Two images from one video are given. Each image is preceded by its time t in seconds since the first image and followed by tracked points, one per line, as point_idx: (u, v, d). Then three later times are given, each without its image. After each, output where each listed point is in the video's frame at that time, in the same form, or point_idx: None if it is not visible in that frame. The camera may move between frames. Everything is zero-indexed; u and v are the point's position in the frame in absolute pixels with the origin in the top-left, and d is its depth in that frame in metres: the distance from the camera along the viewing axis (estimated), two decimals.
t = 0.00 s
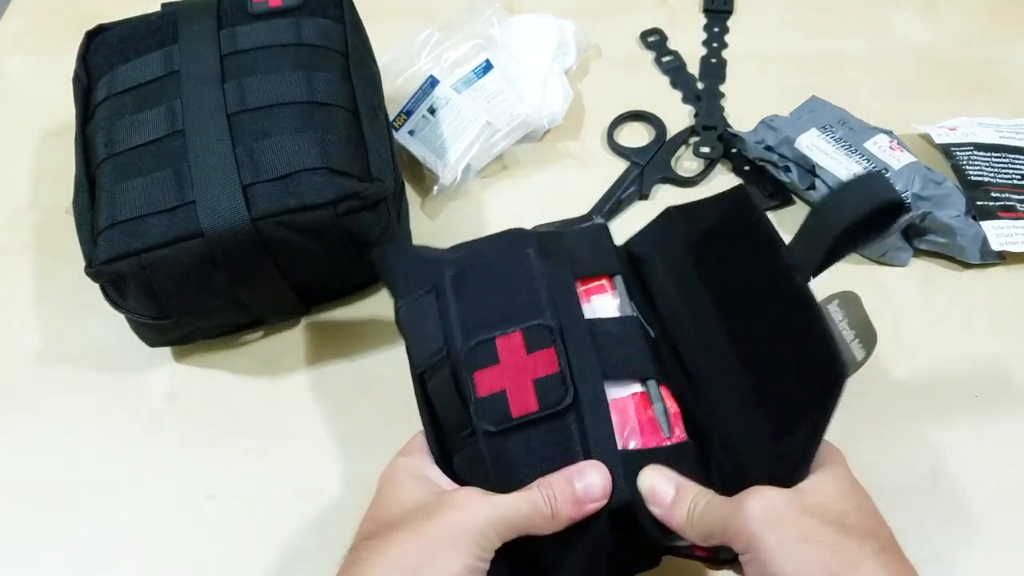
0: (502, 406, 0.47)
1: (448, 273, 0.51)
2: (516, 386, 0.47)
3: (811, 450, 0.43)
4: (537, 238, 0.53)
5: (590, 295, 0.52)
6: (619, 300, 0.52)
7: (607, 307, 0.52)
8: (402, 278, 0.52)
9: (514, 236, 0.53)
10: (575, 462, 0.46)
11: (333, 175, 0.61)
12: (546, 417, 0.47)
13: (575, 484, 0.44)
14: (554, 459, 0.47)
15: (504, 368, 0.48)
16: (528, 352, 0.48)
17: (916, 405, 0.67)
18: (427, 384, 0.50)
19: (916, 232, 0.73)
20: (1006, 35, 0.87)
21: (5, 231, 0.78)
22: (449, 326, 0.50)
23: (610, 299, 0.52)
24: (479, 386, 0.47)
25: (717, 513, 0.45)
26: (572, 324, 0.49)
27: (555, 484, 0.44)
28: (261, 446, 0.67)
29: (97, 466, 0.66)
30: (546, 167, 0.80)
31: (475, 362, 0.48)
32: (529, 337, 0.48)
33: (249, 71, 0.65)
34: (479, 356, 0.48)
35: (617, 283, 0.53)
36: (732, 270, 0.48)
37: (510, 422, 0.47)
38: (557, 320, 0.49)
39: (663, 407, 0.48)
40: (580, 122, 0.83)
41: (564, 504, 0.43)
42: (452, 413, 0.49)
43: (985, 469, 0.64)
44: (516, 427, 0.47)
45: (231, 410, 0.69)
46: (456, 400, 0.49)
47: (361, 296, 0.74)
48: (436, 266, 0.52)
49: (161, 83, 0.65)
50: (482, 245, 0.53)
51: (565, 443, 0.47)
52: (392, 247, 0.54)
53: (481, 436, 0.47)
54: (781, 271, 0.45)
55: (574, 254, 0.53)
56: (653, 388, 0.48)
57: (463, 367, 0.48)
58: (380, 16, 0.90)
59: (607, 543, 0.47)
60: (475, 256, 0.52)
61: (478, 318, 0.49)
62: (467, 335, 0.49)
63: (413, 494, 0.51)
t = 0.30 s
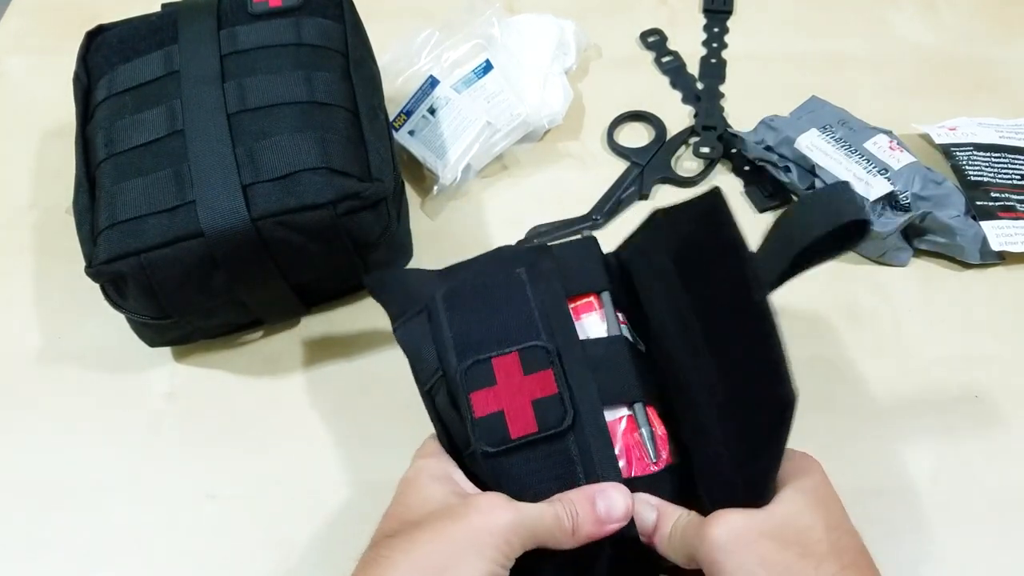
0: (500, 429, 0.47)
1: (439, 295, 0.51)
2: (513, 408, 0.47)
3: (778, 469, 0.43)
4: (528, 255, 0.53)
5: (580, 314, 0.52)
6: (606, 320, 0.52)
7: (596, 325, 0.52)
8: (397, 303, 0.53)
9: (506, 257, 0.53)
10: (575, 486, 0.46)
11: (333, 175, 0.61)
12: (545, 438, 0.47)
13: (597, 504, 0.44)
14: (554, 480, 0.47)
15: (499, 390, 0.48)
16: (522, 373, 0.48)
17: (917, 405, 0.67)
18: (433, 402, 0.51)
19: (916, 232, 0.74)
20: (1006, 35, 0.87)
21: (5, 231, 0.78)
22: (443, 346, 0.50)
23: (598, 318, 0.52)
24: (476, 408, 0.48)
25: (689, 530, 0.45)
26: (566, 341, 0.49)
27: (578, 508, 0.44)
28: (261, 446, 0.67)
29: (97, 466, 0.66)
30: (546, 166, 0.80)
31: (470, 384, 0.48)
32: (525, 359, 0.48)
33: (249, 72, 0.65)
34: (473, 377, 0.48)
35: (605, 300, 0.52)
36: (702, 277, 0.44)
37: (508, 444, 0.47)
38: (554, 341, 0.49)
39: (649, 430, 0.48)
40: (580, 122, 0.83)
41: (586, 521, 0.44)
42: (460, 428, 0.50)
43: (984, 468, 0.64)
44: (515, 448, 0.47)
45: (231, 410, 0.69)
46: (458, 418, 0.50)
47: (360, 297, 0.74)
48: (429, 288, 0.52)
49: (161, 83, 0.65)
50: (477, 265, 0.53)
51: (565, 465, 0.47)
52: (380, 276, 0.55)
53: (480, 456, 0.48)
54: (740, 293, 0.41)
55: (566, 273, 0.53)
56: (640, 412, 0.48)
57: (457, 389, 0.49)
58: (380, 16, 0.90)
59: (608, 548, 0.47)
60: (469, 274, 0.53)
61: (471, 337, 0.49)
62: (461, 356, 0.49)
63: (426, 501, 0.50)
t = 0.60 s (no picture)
0: (508, 417, 0.46)
1: (440, 276, 0.49)
2: (520, 396, 0.47)
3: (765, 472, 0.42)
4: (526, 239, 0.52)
5: (583, 303, 0.52)
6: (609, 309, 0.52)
7: (599, 315, 0.51)
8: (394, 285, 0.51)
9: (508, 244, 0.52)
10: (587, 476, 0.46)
11: (333, 175, 0.61)
12: (554, 426, 0.46)
13: (615, 497, 0.44)
14: (563, 470, 0.47)
15: (506, 378, 0.47)
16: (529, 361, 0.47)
17: (916, 405, 0.67)
18: (434, 389, 0.50)
19: (916, 232, 0.74)
20: (1006, 34, 0.87)
21: (5, 231, 0.78)
22: (445, 332, 0.48)
23: (600, 308, 0.52)
24: (481, 395, 0.47)
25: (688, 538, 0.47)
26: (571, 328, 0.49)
27: (595, 492, 0.44)
28: (262, 446, 0.67)
29: (97, 466, 0.66)
30: (546, 167, 0.80)
31: (477, 370, 0.47)
32: (533, 346, 0.48)
33: (248, 71, 0.65)
34: (479, 363, 0.47)
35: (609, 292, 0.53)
36: (688, 268, 0.44)
37: (517, 432, 0.46)
38: (560, 327, 0.48)
39: (655, 424, 0.49)
40: (580, 122, 0.83)
41: (603, 513, 0.43)
42: (460, 416, 0.49)
43: (984, 468, 0.64)
44: (523, 436, 0.46)
45: (232, 410, 0.69)
46: (458, 406, 0.49)
47: (359, 297, 0.74)
48: (430, 268, 0.51)
49: (161, 83, 0.65)
50: (475, 250, 0.52)
51: (574, 454, 0.46)
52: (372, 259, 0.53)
53: (485, 444, 0.47)
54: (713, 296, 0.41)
55: (566, 260, 0.52)
56: (645, 404, 0.49)
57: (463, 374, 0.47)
58: (380, 16, 0.90)
59: (620, 544, 0.47)
60: (467, 258, 0.51)
61: (477, 322, 0.48)
62: (465, 343, 0.48)
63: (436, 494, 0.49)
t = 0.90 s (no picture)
0: (477, 391, 0.46)
1: (426, 243, 0.49)
2: (491, 369, 0.46)
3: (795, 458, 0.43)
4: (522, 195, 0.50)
5: (572, 268, 0.49)
6: (601, 275, 0.49)
7: (588, 280, 0.49)
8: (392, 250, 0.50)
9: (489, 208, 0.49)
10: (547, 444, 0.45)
11: (333, 175, 0.61)
12: (523, 400, 0.45)
13: (586, 453, 0.42)
14: (526, 444, 0.46)
15: (481, 350, 0.46)
16: (490, 315, 0.46)
17: (917, 405, 0.67)
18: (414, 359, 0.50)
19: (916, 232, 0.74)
20: (1007, 35, 0.87)
21: (5, 231, 0.78)
22: (426, 302, 0.48)
23: (592, 272, 0.49)
24: (454, 367, 0.46)
25: (695, 525, 0.44)
26: (552, 297, 0.46)
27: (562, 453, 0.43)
28: (262, 446, 0.67)
29: (97, 466, 0.66)
30: (546, 167, 0.80)
31: (450, 342, 0.46)
32: (508, 318, 0.46)
33: (248, 71, 0.65)
34: (454, 335, 0.46)
35: (606, 254, 0.49)
36: (727, 247, 0.45)
37: (485, 407, 0.45)
38: (539, 298, 0.46)
39: (633, 399, 0.46)
40: (581, 122, 0.83)
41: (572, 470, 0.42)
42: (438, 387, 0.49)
43: (984, 468, 0.64)
44: (493, 412, 0.46)
45: (233, 411, 0.69)
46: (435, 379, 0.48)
47: (359, 297, 0.74)
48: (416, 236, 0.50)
49: (162, 83, 0.65)
50: (466, 211, 0.50)
51: (543, 429, 0.45)
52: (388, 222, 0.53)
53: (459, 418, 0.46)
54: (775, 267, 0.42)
55: (558, 220, 0.49)
56: (627, 377, 0.46)
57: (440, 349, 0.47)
58: (380, 16, 0.90)
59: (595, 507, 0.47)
60: (458, 220, 0.49)
61: (454, 291, 0.47)
62: (442, 313, 0.47)
63: (421, 463, 0.50)
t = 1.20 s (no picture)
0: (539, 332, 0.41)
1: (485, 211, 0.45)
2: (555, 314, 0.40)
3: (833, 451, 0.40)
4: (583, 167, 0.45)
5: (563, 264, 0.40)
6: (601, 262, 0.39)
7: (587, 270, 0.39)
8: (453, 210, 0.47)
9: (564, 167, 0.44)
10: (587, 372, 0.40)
11: (334, 174, 0.61)
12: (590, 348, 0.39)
13: (590, 330, 0.37)
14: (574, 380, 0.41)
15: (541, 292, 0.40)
16: (532, 275, 0.39)
17: (918, 405, 0.67)
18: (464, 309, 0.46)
19: (918, 232, 0.73)
20: (1010, 35, 0.87)
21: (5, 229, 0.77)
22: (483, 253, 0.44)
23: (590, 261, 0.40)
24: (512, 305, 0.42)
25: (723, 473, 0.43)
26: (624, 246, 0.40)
27: (570, 333, 0.38)
28: (262, 445, 0.67)
29: (97, 464, 0.66)
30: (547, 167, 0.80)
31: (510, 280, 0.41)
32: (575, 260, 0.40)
33: (249, 70, 0.65)
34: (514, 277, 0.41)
35: (618, 223, 0.40)
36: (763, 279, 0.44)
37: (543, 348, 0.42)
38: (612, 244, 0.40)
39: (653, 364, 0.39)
40: (582, 121, 0.83)
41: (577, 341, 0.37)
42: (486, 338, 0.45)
43: (984, 469, 0.64)
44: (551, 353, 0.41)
45: (232, 410, 0.68)
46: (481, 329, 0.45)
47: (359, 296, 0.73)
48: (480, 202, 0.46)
49: (162, 80, 0.65)
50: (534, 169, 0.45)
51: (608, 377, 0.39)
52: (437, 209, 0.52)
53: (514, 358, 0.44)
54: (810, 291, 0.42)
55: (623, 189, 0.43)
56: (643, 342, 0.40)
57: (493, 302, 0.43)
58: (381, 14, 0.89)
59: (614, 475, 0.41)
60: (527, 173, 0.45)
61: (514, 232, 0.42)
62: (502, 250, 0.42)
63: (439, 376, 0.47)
